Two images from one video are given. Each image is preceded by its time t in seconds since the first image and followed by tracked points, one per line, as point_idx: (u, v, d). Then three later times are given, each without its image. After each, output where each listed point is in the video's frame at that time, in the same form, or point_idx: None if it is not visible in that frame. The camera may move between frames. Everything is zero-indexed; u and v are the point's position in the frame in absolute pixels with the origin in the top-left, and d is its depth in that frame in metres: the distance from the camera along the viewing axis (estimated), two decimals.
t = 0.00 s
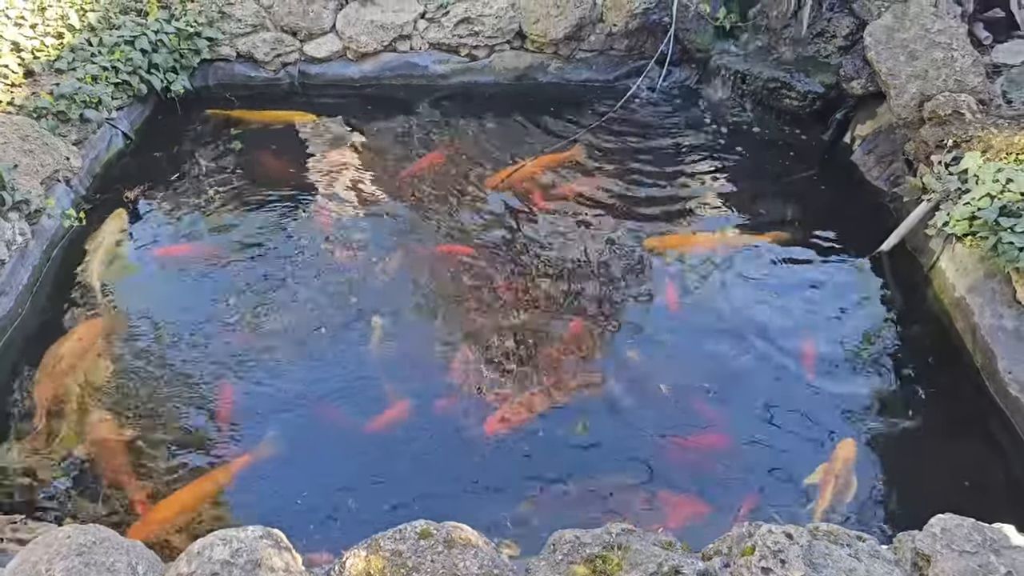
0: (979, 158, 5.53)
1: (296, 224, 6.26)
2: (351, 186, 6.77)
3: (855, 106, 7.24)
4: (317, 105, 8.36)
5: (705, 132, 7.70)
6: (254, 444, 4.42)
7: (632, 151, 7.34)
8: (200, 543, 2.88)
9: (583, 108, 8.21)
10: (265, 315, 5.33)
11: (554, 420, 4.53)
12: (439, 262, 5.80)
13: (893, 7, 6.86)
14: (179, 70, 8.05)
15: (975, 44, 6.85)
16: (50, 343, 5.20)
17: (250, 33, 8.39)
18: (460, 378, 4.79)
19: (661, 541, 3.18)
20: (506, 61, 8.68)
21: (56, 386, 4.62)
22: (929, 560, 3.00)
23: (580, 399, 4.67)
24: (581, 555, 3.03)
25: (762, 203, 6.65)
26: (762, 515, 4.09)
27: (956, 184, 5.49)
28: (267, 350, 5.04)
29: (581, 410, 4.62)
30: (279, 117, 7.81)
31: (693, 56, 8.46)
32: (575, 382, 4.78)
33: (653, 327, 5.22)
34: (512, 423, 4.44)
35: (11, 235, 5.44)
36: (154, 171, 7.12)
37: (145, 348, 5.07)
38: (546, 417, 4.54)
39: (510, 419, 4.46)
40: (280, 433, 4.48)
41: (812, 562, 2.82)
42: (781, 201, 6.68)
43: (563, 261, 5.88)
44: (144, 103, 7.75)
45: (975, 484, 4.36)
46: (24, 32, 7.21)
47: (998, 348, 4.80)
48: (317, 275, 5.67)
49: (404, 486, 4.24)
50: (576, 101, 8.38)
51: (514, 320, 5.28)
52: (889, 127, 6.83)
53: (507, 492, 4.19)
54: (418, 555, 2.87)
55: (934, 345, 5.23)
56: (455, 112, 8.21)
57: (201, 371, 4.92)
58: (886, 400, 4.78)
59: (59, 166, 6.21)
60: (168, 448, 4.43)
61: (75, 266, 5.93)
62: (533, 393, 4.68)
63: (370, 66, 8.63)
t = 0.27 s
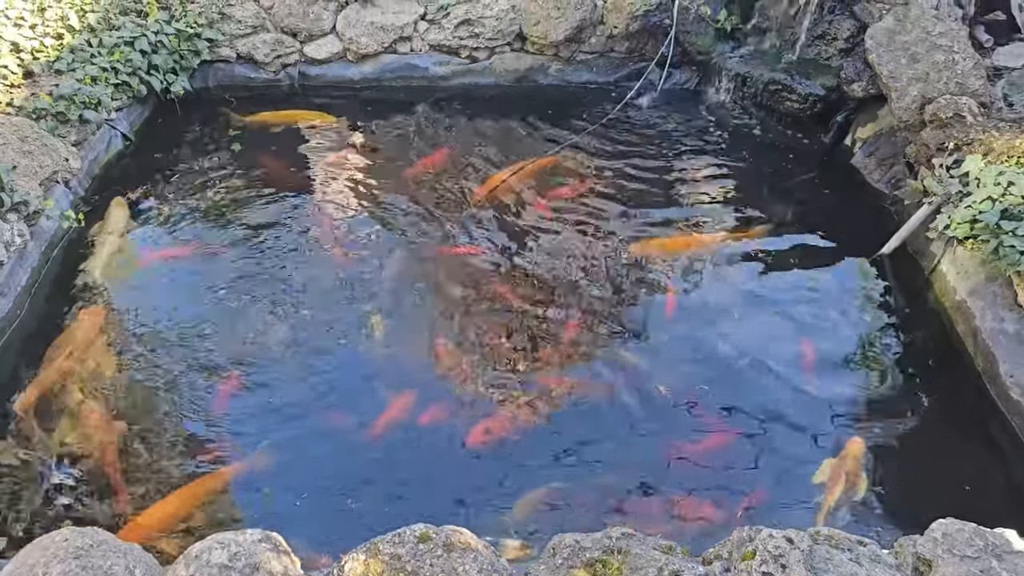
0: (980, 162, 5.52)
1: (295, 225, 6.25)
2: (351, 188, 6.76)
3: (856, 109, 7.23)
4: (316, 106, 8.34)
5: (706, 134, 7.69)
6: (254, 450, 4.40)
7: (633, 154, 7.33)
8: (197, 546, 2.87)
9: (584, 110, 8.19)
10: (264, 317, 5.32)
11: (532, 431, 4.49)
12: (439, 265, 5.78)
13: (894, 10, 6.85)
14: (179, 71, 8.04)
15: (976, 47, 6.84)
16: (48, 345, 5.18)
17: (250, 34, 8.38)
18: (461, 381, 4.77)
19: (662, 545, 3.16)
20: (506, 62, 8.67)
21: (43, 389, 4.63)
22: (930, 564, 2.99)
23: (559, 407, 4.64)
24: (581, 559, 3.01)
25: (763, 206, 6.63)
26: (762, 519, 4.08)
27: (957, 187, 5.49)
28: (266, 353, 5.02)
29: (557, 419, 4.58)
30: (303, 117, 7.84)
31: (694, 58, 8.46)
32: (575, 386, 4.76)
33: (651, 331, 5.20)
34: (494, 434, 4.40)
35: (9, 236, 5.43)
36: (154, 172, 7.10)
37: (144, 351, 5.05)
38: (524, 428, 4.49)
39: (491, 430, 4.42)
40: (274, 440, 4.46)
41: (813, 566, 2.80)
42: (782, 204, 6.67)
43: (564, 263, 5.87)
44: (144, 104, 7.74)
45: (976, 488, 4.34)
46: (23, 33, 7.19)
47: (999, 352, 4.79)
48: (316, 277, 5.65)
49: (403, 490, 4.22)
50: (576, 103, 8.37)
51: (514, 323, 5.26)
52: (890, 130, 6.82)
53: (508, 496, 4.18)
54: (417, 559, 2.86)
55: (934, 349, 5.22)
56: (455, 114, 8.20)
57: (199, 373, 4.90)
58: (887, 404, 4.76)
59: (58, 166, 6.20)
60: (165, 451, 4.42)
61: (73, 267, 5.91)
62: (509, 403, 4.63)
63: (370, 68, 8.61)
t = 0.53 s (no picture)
0: (979, 164, 5.53)
1: (295, 226, 6.25)
2: (350, 189, 6.76)
3: (856, 110, 7.23)
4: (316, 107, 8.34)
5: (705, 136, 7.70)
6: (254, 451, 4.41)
7: (632, 155, 7.33)
8: (196, 548, 2.87)
9: (583, 111, 8.19)
10: (263, 318, 5.31)
11: (512, 441, 4.42)
12: (438, 266, 5.79)
13: (893, 12, 6.85)
14: (178, 72, 8.04)
15: (975, 49, 6.85)
16: (48, 346, 5.19)
17: (250, 35, 8.38)
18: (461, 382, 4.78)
19: (660, 546, 3.16)
20: (506, 64, 8.67)
21: (30, 393, 4.66)
22: (929, 567, 2.99)
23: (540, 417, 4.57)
24: (579, 561, 3.01)
25: (762, 208, 6.64)
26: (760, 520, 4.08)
27: (957, 189, 5.49)
28: (265, 353, 5.01)
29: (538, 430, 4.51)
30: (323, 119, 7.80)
31: (694, 60, 8.46)
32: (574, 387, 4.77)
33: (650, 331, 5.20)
34: (475, 445, 4.34)
35: (8, 237, 5.43)
36: (154, 173, 7.10)
37: (143, 351, 5.05)
38: (505, 438, 4.42)
39: (472, 440, 4.35)
40: (272, 441, 4.47)
41: (811, 568, 2.80)
42: (781, 206, 6.67)
43: (563, 264, 5.87)
44: (143, 104, 7.74)
45: (973, 489, 4.35)
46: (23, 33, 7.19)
47: (998, 354, 4.79)
48: (314, 278, 5.65)
49: (401, 490, 4.22)
50: (576, 104, 8.37)
51: (513, 324, 5.26)
52: (889, 131, 6.82)
53: (506, 496, 4.17)
54: (416, 560, 2.86)
55: (934, 350, 5.22)
56: (455, 115, 8.20)
57: (198, 374, 4.90)
58: (886, 406, 4.76)
59: (57, 167, 6.21)
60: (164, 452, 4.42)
61: (72, 267, 5.92)
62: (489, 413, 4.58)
63: (369, 69, 8.62)
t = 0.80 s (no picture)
0: (979, 164, 5.54)
1: (294, 226, 6.25)
2: (349, 188, 6.76)
3: (856, 110, 7.23)
4: (316, 107, 8.34)
5: (705, 136, 7.69)
6: (254, 450, 4.42)
7: (632, 155, 7.32)
8: (196, 547, 2.87)
9: (583, 111, 8.19)
10: (262, 318, 5.31)
11: (497, 452, 4.35)
12: (438, 266, 5.79)
13: (893, 11, 6.85)
14: (178, 71, 8.04)
15: (975, 49, 6.85)
16: (48, 345, 5.19)
17: (250, 34, 8.39)
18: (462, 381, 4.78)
19: (660, 546, 3.16)
20: (506, 63, 8.66)
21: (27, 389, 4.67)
22: (928, 566, 2.99)
23: (526, 428, 4.50)
24: (578, 560, 3.01)
25: (762, 207, 6.63)
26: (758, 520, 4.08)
27: (956, 189, 5.50)
28: (264, 353, 5.01)
29: (523, 440, 4.45)
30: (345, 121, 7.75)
31: (694, 60, 8.46)
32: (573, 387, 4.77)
33: (650, 330, 5.20)
34: (459, 456, 4.28)
35: (8, 236, 5.44)
36: (154, 172, 7.10)
37: (142, 351, 5.05)
38: (490, 449, 4.35)
39: (457, 451, 4.29)
40: (271, 441, 4.47)
41: (810, 568, 2.80)
42: (781, 206, 6.66)
43: (563, 264, 5.87)
44: (143, 104, 7.74)
45: (971, 490, 4.35)
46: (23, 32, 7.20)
47: (997, 354, 4.79)
48: (314, 277, 5.65)
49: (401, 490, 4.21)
50: (576, 104, 8.37)
51: (513, 324, 5.26)
52: (889, 131, 6.82)
53: (505, 495, 4.17)
54: (415, 559, 2.86)
55: (934, 350, 5.22)
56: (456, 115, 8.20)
57: (197, 373, 4.90)
58: (885, 406, 4.77)
59: (57, 166, 6.21)
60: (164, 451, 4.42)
61: (73, 266, 5.92)
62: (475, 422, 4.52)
63: (369, 68, 8.62)
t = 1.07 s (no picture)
0: (979, 162, 5.54)
1: (294, 224, 6.25)
2: (349, 186, 6.75)
3: (855, 108, 7.23)
4: (316, 105, 8.33)
5: (705, 134, 7.69)
6: (256, 448, 4.42)
7: (632, 153, 7.32)
8: (196, 546, 2.87)
9: (583, 110, 8.18)
10: (262, 316, 5.31)
11: (478, 462, 4.29)
12: (438, 264, 5.78)
13: (894, 9, 6.85)
14: (178, 69, 8.03)
15: (975, 47, 6.85)
16: (48, 344, 5.19)
17: (249, 33, 8.39)
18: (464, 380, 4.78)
19: (660, 545, 3.16)
20: (506, 61, 8.66)
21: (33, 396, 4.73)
22: (928, 565, 2.98)
23: (507, 440, 4.43)
24: (579, 558, 3.01)
25: (762, 206, 6.63)
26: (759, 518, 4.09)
27: (956, 188, 5.50)
28: (264, 351, 5.01)
29: (504, 449, 4.39)
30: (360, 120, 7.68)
31: (693, 58, 8.45)
32: (574, 387, 4.77)
33: (652, 329, 5.20)
34: (440, 466, 4.22)
35: (8, 234, 5.45)
36: (154, 171, 7.10)
37: (142, 348, 5.05)
38: (471, 459, 4.29)
39: (437, 461, 4.23)
40: (272, 440, 4.47)
41: (811, 567, 2.80)
42: (781, 204, 6.66)
43: (563, 262, 5.87)
44: (143, 102, 7.74)
45: (970, 488, 4.35)
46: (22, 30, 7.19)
47: (997, 353, 4.79)
48: (314, 276, 5.64)
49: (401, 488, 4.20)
50: (576, 103, 8.37)
51: (513, 322, 5.26)
52: (889, 129, 6.82)
53: (505, 494, 4.17)
54: (416, 558, 2.86)
55: (934, 349, 5.21)
56: (456, 113, 8.19)
57: (197, 372, 4.90)
58: (885, 404, 4.77)
59: (57, 164, 6.21)
60: (163, 449, 4.42)
61: (72, 265, 5.92)
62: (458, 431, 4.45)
63: (369, 66, 8.61)
